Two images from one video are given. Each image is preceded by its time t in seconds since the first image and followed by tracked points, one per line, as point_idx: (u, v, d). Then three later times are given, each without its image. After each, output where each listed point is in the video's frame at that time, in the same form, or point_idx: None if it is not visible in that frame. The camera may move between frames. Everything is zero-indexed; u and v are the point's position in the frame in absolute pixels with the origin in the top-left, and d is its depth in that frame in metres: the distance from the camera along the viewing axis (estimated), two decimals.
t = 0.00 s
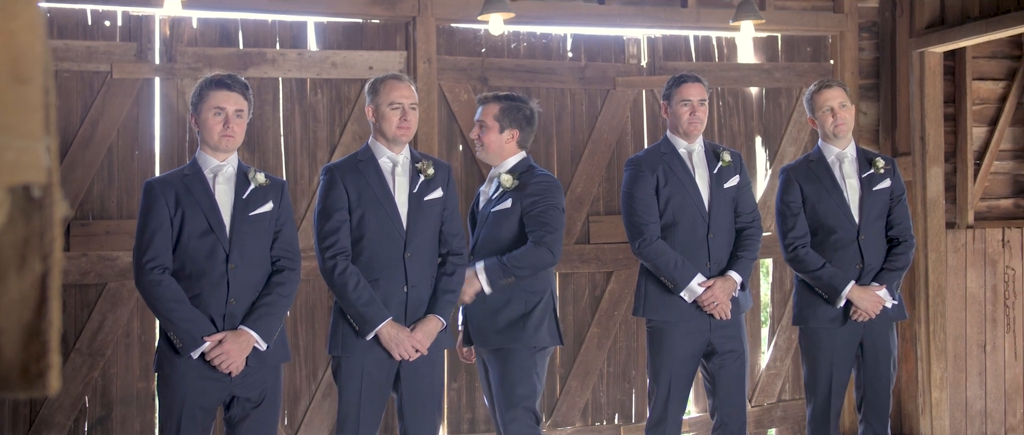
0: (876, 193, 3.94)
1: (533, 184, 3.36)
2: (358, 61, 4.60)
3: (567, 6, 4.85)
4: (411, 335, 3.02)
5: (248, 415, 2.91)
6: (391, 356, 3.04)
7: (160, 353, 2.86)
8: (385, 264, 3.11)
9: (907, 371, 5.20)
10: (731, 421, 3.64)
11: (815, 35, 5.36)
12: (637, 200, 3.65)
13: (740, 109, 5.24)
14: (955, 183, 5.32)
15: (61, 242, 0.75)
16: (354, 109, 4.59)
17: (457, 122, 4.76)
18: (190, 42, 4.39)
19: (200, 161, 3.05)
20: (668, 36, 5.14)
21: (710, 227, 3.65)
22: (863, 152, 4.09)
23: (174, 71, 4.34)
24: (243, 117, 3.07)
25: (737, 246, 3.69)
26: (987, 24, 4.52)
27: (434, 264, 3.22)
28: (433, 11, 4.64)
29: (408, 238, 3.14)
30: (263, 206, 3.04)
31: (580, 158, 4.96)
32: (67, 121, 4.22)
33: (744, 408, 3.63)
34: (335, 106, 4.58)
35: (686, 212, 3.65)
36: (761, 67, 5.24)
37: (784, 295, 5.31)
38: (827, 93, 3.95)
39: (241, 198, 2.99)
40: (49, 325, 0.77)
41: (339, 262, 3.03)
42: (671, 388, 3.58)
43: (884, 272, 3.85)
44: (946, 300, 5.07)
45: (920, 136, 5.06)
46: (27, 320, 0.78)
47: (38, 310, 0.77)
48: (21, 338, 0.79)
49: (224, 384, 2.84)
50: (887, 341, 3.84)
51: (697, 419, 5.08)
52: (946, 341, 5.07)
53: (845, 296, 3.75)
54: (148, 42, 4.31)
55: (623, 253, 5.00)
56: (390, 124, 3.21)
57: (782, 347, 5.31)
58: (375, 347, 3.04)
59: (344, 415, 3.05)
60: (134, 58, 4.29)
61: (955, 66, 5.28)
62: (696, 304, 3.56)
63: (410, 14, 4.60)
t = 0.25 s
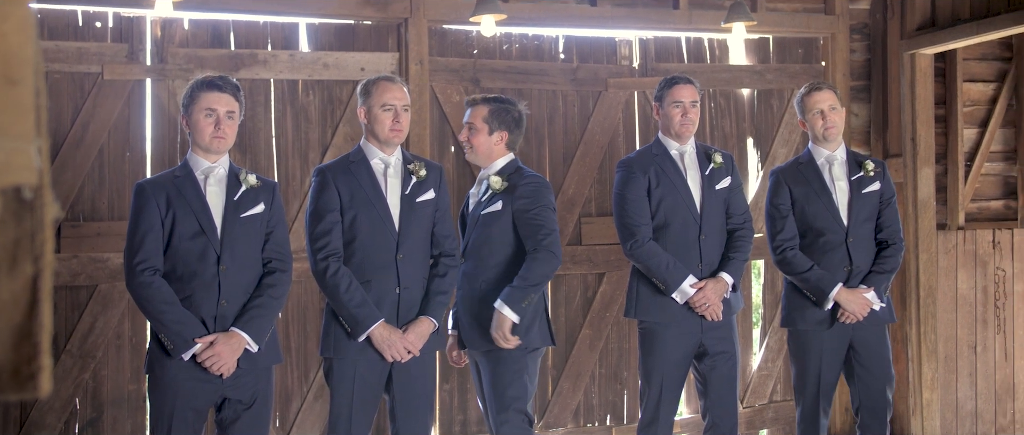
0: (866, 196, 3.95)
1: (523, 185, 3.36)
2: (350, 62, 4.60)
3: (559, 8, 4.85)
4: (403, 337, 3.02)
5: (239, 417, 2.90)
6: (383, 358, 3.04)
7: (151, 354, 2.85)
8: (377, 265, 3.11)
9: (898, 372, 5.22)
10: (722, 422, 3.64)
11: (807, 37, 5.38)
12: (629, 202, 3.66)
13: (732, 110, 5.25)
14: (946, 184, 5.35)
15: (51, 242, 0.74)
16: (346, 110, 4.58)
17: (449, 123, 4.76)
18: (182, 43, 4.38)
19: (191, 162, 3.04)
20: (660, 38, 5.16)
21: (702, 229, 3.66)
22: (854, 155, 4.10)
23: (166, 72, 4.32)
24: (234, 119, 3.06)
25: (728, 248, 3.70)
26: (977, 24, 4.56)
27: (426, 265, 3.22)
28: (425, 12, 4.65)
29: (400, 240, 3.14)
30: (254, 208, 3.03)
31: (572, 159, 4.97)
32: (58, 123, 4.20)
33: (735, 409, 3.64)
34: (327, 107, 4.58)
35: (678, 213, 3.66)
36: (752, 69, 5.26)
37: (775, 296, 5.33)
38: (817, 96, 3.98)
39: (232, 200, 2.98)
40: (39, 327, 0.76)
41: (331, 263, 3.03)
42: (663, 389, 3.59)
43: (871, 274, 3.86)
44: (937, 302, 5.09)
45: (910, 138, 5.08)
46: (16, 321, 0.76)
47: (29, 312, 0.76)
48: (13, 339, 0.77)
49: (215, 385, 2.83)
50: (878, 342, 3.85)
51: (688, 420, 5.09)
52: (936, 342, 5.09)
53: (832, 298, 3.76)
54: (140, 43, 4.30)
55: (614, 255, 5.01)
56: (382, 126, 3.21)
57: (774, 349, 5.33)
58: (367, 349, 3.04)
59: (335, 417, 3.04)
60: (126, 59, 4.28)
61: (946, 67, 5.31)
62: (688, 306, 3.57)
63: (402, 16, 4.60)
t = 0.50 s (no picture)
0: (855, 199, 3.97)
1: (512, 184, 3.37)
2: (340, 64, 4.59)
3: (550, 9, 4.86)
4: (394, 339, 3.02)
5: (229, 419, 2.89)
6: (374, 359, 3.04)
7: (141, 356, 2.84)
8: (368, 267, 3.10)
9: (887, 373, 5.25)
10: (713, 423, 3.65)
11: (797, 39, 5.40)
12: (619, 204, 3.67)
13: (722, 112, 5.27)
14: (936, 186, 5.38)
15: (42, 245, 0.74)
16: (337, 112, 4.58)
17: (440, 124, 4.76)
18: (172, 44, 4.36)
19: (182, 164, 3.03)
20: (651, 39, 5.17)
21: (693, 230, 3.67)
22: (844, 158, 4.12)
23: (156, 73, 4.30)
24: (225, 120, 3.05)
25: (718, 250, 3.71)
26: (966, 27, 4.58)
27: (417, 267, 3.22)
28: (416, 14, 4.64)
29: (391, 241, 3.13)
30: (245, 210, 3.03)
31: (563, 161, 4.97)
32: (47, 124, 4.17)
33: (726, 410, 3.64)
34: (317, 108, 4.57)
35: (668, 215, 3.67)
36: (743, 71, 5.27)
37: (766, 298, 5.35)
38: (806, 99, 3.99)
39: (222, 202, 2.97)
40: (29, 330, 0.75)
41: (322, 265, 3.03)
42: (654, 391, 3.59)
43: (859, 277, 3.87)
44: (927, 303, 5.12)
45: (901, 140, 5.10)
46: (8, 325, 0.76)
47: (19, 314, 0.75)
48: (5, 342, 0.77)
49: (205, 387, 2.82)
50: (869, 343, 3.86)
51: (679, 421, 5.10)
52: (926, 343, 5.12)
53: (818, 302, 3.77)
54: (130, 44, 4.28)
55: (605, 256, 5.02)
56: (374, 129, 3.20)
57: (764, 350, 5.35)
58: (358, 351, 3.03)
59: (326, 419, 3.03)
60: (116, 60, 4.26)
61: (935, 70, 5.34)
62: (679, 307, 3.58)
63: (393, 17, 4.60)
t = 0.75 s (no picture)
0: (846, 204, 3.98)
1: (503, 187, 3.38)
2: (331, 68, 4.59)
3: (541, 14, 4.87)
4: (385, 344, 3.02)
5: (219, 425, 2.88)
6: (366, 365, 3.03)
7: (131, 362, 2.83)
8: (359, 272, 3.10)
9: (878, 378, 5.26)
10: (705, 428, 3.65)
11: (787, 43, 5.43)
12: (611, 208, 3.67)
13: (713, 116, 5.29)
14: (926, 190, 5.41)
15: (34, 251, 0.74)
16: (328, 116, 4.57)
17: (431, 129, 4.76)
18: (163, 49, 4.35)
19: (173, 168, 3.02)
20: (641, 44, 5.18)
21: (684, 235, 3.68)
22: (836, 162, 4.13)
23: (147, 78, 4.29)
24: (216, 125, 3.04)
25: (709, 254, 3.72)
26: (956, 31, 4.63)
27: (408, 271, 3.22)
28: (407, 18, 4.64)
29: (383, 246, 3.13)
30: (235, 215, 3.02)
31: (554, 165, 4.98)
32: (38, 128, 4.16)
33: (717, 414, 3.65)
34: (308, 113, 4.56)
35: (659, 219, 3.68)
36: (734, 75, 5.30)
37: (757, 302, 5.36)
38: (798, 104, 4.01)
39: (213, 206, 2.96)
40: (20, 337, 0.75)
41: (313, 270, 3.02)
42: (645, 396, 3.60)
43: (850, 283, 3.88)
44: (919, 308, 5.14)
45: (891, 144, 5.14)
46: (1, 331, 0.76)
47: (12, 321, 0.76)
48: None
49: (195, 393, 2.81)
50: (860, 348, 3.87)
51: (671, 426, 5.11)
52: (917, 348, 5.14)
53: (808, 307, 3.79)
54: (121, 49, 4.27)
55: (597, 261, 5.03)
56: (366, 134, 3.20)
57: (755, 355, 5.36)
58: (349, 356, 3.03)
59: (317, 425, 3.02)
60: (106, 64, 4.25)
61: (925, 74, 5.37)
62: (670, 312, 3.58)
63: (384, 21, 4.60)
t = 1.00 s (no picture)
0: (843, 212, 3.99)
1: (501, 195, 3.39)
2: (326, 76, 4.59)
3: (535, 22, 4.88)
4: (379, 352, 3.01)
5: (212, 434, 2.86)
6: (360, 374, 3.02)
7: (124, 370, 2.81)
8: (354, 280, 3.10)
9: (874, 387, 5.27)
10: None
11: (781, 52, 5.44)
12: (606, 216, 3.68)
13: (707, 125, 5.30)
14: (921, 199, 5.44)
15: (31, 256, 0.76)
16: (323, 124, 4.57)
17: (425, 137, 4.76)
18: (158, 56, 4.35)
19: (167, 176, 3.02)
20: (635, 52, 5.20)
21: (678, 243, 3.68)
22: (834, 171, 4.14)
23: (142, 85, 4.29)
24: (210, 132, 3.04)
25: (704, 263, 3.72)
26: (950, 40, 4.68)
27: (403, 280, 3.21)
28: (401, 26, 4.65)
29: (377, 254, 3.13)
30: (229, 222, 3.01)
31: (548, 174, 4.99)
32: (32, 136, 4.15)
33: (712, 423, 3.65)
34: (303, 121, 4.56)
35: (654, 228, 3.69)
36: (728, 84, 5.31)
37: (752, 311, 5.37)
38: (794, 112, 4.02)
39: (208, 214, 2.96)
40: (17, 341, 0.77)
41: (307, 278, 3.02)
42: (640, 405, 3.59)
43: (846, 291, 3.88)
44: (914, 318, 5.15)
45: (885, 154, 5.17)
46: None
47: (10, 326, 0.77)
48: None
49: (189, 402, 2.80)
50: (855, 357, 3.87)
51: None
52: (912, 358, 5.15)
53: (804, 315, 3.79)
54: (116, 56, 4.26)
55: (592, 269, 5.03)
56: (361, 142, 3.20)
57: (750, 364, 5.36)
58: (343, 365, 3.02)
59: None
60: (101, 72, 4.25)
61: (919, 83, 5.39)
62: (665, 321, 3.58)
63: (379, 30, 4.61)
